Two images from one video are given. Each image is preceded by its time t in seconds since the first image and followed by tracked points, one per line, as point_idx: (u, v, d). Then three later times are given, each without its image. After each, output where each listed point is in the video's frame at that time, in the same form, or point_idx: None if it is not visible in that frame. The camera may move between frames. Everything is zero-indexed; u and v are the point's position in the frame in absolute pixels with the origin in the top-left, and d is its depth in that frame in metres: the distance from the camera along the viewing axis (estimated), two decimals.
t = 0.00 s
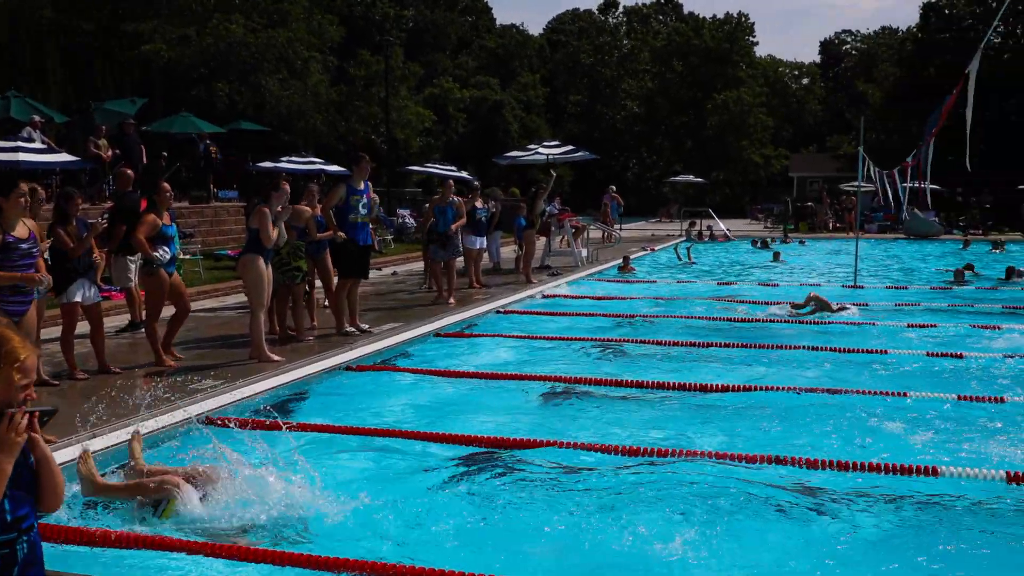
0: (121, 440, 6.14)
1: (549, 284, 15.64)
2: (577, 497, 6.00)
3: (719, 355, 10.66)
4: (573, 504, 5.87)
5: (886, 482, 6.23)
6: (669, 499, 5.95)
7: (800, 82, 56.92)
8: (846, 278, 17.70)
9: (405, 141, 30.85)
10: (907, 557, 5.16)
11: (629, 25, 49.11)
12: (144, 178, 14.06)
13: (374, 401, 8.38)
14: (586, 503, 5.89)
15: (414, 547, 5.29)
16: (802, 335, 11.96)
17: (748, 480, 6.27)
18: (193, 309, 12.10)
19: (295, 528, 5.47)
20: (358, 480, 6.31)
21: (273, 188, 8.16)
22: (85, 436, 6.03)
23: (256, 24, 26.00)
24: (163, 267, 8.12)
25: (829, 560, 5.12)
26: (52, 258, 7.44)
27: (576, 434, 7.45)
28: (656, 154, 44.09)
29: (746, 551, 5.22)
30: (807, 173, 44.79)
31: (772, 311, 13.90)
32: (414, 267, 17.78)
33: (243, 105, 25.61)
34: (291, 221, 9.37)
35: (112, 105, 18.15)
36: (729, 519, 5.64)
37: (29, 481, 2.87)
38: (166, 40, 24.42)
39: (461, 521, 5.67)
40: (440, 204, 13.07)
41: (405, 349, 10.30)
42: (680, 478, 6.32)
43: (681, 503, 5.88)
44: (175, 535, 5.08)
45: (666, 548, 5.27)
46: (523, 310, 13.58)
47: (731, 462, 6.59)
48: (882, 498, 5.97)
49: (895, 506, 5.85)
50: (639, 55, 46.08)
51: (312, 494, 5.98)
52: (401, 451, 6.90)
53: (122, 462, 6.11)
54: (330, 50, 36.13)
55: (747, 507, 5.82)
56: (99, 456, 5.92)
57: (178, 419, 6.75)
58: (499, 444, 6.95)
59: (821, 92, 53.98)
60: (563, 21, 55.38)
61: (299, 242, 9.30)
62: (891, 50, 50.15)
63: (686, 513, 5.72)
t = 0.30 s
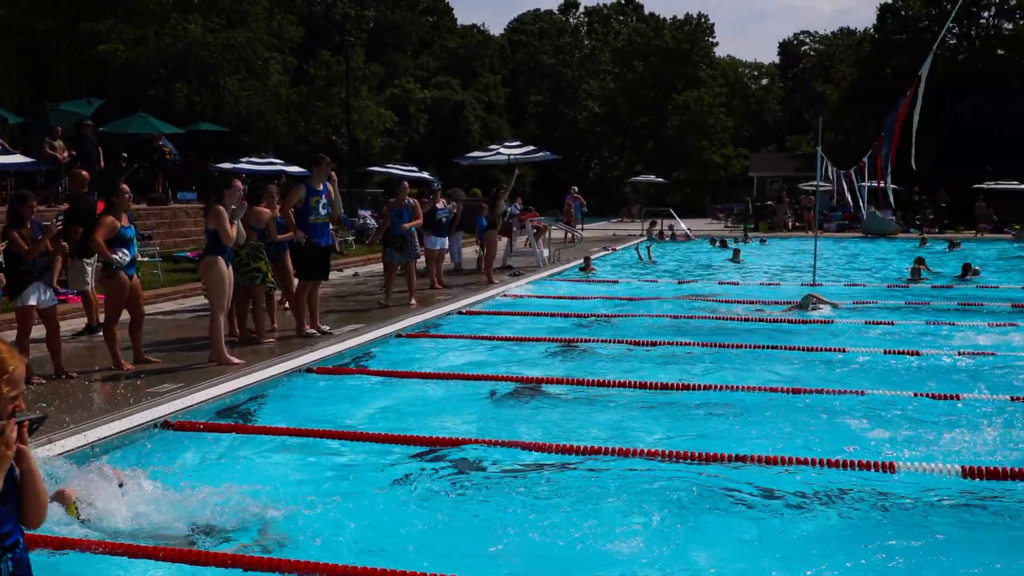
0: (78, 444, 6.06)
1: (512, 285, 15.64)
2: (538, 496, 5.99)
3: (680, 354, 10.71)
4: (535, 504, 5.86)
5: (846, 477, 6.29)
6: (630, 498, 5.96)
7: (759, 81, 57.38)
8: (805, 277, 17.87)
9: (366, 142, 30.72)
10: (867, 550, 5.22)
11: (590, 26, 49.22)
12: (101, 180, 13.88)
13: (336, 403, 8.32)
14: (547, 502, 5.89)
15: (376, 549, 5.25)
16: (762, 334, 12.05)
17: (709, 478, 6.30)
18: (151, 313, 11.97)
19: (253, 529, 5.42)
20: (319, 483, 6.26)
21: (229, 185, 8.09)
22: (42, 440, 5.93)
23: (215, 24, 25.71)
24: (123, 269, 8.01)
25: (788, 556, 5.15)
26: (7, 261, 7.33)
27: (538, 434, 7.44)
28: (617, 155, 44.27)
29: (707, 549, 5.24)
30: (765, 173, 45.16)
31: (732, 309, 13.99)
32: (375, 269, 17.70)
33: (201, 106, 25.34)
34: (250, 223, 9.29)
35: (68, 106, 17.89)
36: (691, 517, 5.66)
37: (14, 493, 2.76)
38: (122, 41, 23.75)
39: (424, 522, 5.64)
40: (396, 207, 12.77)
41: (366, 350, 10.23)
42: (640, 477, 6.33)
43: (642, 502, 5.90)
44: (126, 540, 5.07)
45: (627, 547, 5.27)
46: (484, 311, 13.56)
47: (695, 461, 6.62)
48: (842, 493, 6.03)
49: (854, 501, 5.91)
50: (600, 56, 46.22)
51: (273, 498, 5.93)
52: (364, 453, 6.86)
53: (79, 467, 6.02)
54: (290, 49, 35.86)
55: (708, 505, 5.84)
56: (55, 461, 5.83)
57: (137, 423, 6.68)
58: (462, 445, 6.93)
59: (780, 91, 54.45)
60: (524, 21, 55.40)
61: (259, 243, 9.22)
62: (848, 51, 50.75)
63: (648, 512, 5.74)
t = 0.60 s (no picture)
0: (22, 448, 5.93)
1: (462, 284, 15.60)
2: (487, 495, 5.97)
3: (629, 351, 10.76)
4: (481, 502, 5.87)
5: (791, 471, 6.37)
6: (576, 494, 5.99)
7: (706, 81, 57.99)
8: (752, 273, 18.05)
9: (314, 141, 30.53)
10: (803, 543, 5.28)
11: (538, 25, 49.39)
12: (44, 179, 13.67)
13: (284, 404, 8.25)
14: (493, 500, 5.89)
15: (320, 549, 5.23)
16: (709, 330, 12.14)
17: (656, 474, 6.34)
18: (95, 314, 11.78)
19: (195, 531, 5.37)
20: (268, 484, 6.22)
21: (171, 181, 7.95)
22: None
23: (160, 22, 25.36)
24: (67, 271, 7.86)
25: (730, 549, 5.19)
26: None
27: (487, 433, 7.42)
28: (566, 153, 44.48)
29: (648, 544, 5.28)
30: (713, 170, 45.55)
31: (681, 306, 14.09)
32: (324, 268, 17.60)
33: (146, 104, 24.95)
34: (195, 223, 9.16)
35: (8, 104, 17.57)
36: (634, 512, 5.69)
37: (10, 514, 2.65)
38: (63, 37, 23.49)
39: (370, 523, 5.60)
40: (338, 206, 12.43)
41: (314, 351, 10.15)
42: (589, 473, 6.36)
43: (588, 498, 5.93)
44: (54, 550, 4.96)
45: (571, 542, 5.30)
46: (433, 309, 13.52)
47: (645, 457, 6.64)
48: (785, 486, 6.10)
49: (796, 495, 5.97)
50: (550, 54, 46.43)
51: (221, 501, 5.87)
52: (312, 455, 6.79)
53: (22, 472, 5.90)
54: (236, 47, 35.45)
55: (652, 501, 5.88)
56: None
57: (81, 427, 6.55)
58: (411, 445, 6.89)
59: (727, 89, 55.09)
60: (474, 20, 55.32)
61: (205, 242, 9.08)
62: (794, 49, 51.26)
63: (594, 508, 5.76)
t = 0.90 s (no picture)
0: None
1: (420, 280, 15.58)
2: (445, 493, 5.95)
3: (587, 346, 10.81)
4: (434, 498, 5.87)
5: (743, 464, 6.42)
6: (530, 489, 6.02)
7: (663, 77, 58.39)
8: (707, 269, 18.22)
9: (271, 137, 30.31)
10: (751, 534, 5.35)
11: (496, 21, 49.48)
12: None
13: (239, 401, 8.20)
14: (445, 496, 5.90)
15: (271, 544, 5.22)
16: (665, 325, 12.22)
17: (609, 468, 6.38)
18: (48, 313, 11.61)
19: (147, 532, 5.30)
20: (220, 483, 6.19)
21: (118, 176, 7.81)
22: None
23: (113, 16, 24.97)
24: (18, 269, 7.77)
25: (688, 544, 5.22)
26: None
27: (443, 429, 7.42)
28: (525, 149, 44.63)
29: (598, 537, 5.32)
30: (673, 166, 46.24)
31: (637, 302, 14.15)
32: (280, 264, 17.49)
33: (99, 99, 24.56)
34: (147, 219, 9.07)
35: None
36: (585, 506, 5.73)
37: (6, 515, 2.70)
38: (13, 31, 23.38)
39: (328, 521, 5.57)
40: (287, 202, 11.93)
41: (271, 348, 10.09)
42: (543, 469, 6.39)
43: (540, 492, 5.96)
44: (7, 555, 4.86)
45: (521, 536, 5.32)
46: (391, 306, 13.48)
47: (602, 452, 6.66)
48: (737, 479, 6.17)
49: (747, 487, 6.04)
50: (508, 51, 46.52)
51: (172, 501, 5.83)
52: (267, 454, 6.74)
53: None
54: (191, 41, 35.06)
55: (605, 494, 5.92)
56: None
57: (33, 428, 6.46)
58: (368, 443, 6.85)
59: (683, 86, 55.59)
60: (432, 16, 55.15)
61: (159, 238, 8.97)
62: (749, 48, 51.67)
63: (551, 504, 5.77)
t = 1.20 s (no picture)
0: None
1: (364, 279, 15.47)
2: (390, 492, 5.91)
3: (531, 343, 10.82)
4: (371, 497, 5.86)
5: (686, 458, 6.47)
6: (476, 487, 6.00)
7: (605, 74, 58.69)
8: (650, 265, 18.31)
9: (211, 134, 29.92)
10: (687, 527, 5.40)
11: (440, 17, 49.44)
12: None
13: (181, 402, 8.09)
14: (383, 494, 5.89)
15: (205, 545, 5.12)
16: (609, 321, 12.27)
17: (548, 463, 6.41)
18: None
19: (85, 538, 5.19)
20: (161, 485, 6.08)
21: (50, 173, 7.61)
22: None
23: (47, 10, 24.44)
24: None
25: (633, 539, 5.25)
26: None
27: (385, 428, 7.38)
28: (469, 146, 44.58)
29: (538, 533, 5.35)
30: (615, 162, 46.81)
31: (580, 298, 14.17)
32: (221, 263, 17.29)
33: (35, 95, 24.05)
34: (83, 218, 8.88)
35: None
36: (525, 503, 5.76)
37: None
38: None
39: (272, 522, 5.50)
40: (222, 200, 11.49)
41: (213, 348, 9.98)
42: (481, 465, 6.40)
43: (477, 490, 5.97)
44: None
45: (460, 534, 5.32)
46: (335, 304, 13.38)
47: (545, 449, 6.67)
48: (681, 473, 6.21)
49: (684, 480, 6.10)
50: (451, 48, 46.53)
51: (101, 506, 5.72)
52: (209, 455, 6.65)
53: None
54: (129, 36, 34.39)
55: (545, 490, 5.96)
56: None
57: None
58: (312, 443, 6.80)
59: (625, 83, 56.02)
60: (375, 12, 54.79)
61: (98, 236, 8.79)
62: (691, 45, 52.04)
63: (496, 501, 5.77)
